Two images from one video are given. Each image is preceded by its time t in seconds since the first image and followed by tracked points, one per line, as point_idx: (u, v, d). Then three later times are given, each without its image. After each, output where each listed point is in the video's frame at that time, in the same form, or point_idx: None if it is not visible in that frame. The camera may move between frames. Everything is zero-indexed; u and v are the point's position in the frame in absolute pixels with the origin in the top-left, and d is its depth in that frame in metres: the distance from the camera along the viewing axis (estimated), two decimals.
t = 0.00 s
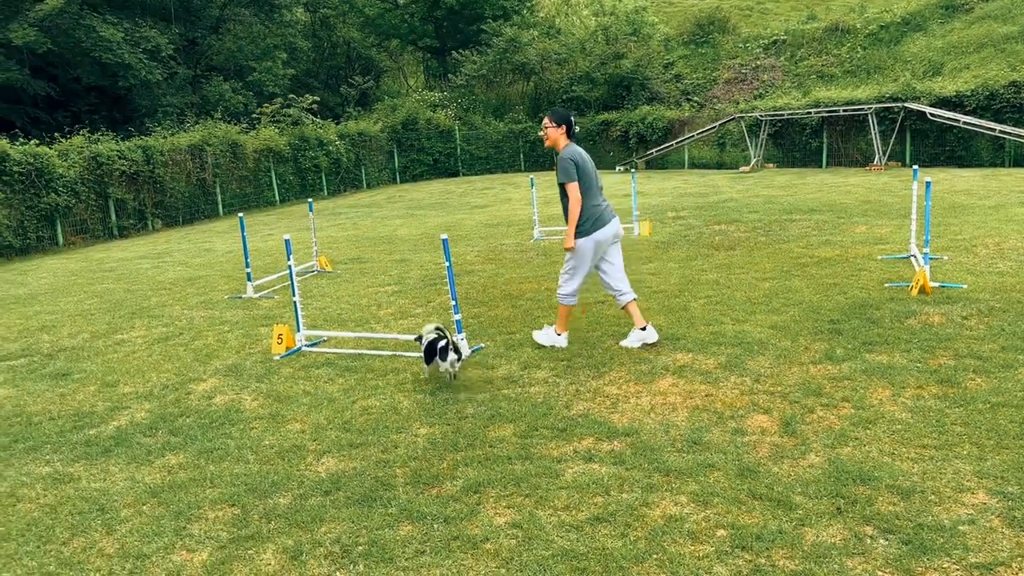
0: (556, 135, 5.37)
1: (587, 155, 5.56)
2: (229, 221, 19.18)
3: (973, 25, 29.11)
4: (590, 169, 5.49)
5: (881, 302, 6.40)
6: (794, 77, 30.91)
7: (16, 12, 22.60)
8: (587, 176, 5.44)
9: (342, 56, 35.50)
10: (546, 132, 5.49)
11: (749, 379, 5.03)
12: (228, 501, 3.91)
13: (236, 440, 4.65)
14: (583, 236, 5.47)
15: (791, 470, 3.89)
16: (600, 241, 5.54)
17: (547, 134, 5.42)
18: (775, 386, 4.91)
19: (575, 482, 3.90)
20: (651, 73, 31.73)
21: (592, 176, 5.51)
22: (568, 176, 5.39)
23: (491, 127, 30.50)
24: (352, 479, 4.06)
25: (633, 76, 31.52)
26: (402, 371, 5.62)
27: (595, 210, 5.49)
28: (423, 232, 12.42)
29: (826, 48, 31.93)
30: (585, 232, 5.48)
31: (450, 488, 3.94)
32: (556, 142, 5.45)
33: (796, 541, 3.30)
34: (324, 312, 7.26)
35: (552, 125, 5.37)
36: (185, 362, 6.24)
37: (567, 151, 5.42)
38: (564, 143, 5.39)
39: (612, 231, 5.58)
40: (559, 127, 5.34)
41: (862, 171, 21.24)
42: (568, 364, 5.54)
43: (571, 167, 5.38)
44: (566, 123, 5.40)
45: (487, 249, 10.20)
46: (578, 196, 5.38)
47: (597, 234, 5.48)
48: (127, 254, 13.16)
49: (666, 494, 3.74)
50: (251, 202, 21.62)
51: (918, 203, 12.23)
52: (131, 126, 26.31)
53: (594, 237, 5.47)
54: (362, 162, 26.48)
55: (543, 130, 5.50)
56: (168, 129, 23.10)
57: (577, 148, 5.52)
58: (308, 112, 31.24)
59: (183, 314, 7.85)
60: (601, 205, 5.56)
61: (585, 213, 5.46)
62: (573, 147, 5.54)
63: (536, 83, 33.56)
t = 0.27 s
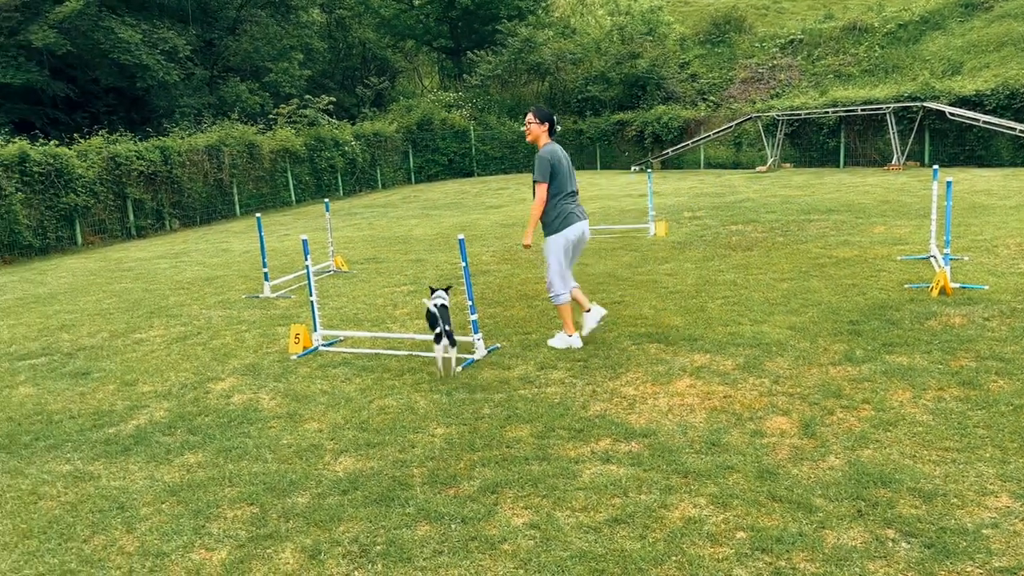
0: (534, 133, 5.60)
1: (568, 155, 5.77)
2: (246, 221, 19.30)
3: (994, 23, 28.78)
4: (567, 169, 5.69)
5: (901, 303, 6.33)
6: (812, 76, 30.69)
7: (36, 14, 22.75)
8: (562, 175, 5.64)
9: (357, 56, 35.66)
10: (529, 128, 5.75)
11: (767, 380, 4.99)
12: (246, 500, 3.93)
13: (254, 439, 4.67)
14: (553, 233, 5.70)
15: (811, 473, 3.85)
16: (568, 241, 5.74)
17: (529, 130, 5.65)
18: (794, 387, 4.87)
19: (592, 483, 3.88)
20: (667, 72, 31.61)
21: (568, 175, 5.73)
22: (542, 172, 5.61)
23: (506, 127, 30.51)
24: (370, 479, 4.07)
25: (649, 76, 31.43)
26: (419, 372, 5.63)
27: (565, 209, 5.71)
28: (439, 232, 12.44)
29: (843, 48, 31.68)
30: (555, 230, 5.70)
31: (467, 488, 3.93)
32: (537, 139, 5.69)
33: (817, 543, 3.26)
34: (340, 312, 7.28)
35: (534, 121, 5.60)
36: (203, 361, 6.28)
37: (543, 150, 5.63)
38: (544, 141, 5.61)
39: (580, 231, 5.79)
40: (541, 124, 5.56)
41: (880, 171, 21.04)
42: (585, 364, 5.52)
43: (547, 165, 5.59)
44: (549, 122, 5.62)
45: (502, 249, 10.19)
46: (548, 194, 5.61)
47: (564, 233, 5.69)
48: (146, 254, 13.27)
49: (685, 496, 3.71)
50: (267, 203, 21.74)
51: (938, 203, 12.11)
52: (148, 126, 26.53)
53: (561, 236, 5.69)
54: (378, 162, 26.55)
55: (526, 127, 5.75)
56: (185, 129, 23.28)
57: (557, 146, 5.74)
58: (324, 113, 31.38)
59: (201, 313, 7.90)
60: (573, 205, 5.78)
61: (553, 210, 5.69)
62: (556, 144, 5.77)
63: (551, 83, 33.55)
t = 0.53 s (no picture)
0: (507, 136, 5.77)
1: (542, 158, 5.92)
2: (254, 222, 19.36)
3: (1005, 22, 28.61)
4: (538, 171, 5.86)
5: (911, 304, 6.30)
6: (821, 77, 30.55)
7: (46, 15, 22.85)
8: (532, 177, 5.81)
9: (365, 58, 35.75)
10: (505, 132, 5.98)
11: (777, 382, 4.97)
12: (255, 501, 3.93)
13: (263, 440, 4.67)
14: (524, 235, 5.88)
15: (821, 475, 3.83)
16: (538, 242, 5.89)
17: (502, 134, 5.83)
18: (804, 389, 4.84)
19: (601, 485, 3.87)
20: (675, 73, 31.55)
21: (541, 178, 5.89)
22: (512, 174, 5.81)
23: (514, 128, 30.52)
24: (378, 480, 4.06)
25: (657, 76, 31.38)
26: (427, 372, 5.63)
27: (536, 211, 5.87)
28: (447, 233, 12.44)
29: (853, 47, 31.55)
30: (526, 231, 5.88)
31: (476, 489, 3.92)
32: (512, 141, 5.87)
33: (827, 546, 3.24)
34: (349, 313, 7.29)
35: (507, 124, 5.79)
36: (212, 362, 6.30)
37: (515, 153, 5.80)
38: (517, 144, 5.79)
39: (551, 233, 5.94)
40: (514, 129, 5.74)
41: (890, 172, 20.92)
42: (593, 366, 5.50)
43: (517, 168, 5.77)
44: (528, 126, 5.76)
45: (511, 250, 10.19)
46: (516, 196, 5.79)
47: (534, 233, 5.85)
48: (155, 255, 13.33)
49: (694, 498, 3.69)
50: (276, 204, 21.81)
51: (949, 204, 12.03)
52: (158, 128, 26.66)
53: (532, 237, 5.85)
54: (386, 163, 26.60)
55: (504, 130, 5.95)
56: (194, 131, 23.38)
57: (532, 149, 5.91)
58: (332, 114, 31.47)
59: (210, 314, 7.92)
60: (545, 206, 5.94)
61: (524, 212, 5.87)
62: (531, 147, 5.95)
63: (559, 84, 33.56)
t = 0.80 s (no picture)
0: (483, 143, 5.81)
1: (517, 164, 5.95)
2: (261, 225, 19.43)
3: (1012, 24, 28.52)
4: (511, 178, 5.89)
5: (918, 307, 6.28)
6: (827, 79, 30.48)
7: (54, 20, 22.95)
8: (505, 183, 5.85)
9: (371, 61, 35.85)
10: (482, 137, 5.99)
11: (784, 385, 4.96)
12: (263, 504, 3.94)
13: (270, 443, 4.69)
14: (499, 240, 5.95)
15: (829, 479, 3.82)
16: (511, 247, 5.96)
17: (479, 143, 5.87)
18: (811, 392, 4.83)
19: (608, 489, 3.87)
20: (681, 75, 31.54)
21: (515, 182, 5.94)
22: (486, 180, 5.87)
23: (520, 130, 30.57)
24: (386, 484, 4.07)
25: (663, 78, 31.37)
26: (434, 376, 5.64)
27: (512, 216, 5.92)
28: (453, 236, 12.46)
29: (859, 49, 31.48)
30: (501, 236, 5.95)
31: (483, 493, 3.93)
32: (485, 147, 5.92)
33: (835, 550, 3.23)
34: (355, 316, 7.31)
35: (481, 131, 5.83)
36: (220, 365, 6.32)
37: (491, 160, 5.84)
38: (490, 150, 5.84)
39: (528, 238, 5.99)
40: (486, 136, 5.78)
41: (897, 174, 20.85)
42: (600, 369, 5.50)
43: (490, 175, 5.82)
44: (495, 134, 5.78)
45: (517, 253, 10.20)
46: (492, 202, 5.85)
47: (509, 238, 5.91)
48: (162, 258, 13.38)
49: (701, 502, 3.69)
50: (283, 207, 21.87)
51: (956, 207, 11.99)
52: (165, 131, 26.76)
53: (505, 242, 5.91)
54: (392, 166, 26.66)
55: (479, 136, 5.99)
56: (202, 134, 23.48)
57: (507, 154, 5.95)
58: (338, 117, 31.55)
59: (217, 317, 7.95)
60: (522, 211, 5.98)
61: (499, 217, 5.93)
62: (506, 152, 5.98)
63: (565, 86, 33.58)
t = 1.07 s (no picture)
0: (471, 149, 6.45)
1: (503, 167, 6.41)
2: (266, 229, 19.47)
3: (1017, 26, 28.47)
4: (490, 181, 6.37)
5: (924, 310, 6.27)
6: (831, 81, 30.46)
7: (60, 25, 23.04)
8: (482, 185, 6.35)
9: (376, 65, 35.97)
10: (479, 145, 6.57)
11: (790, 388, 4.95)
12: (270, 508, 3.95)
13: (277, 447, 4.70)
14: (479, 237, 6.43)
15: (836, 482, 3.82)
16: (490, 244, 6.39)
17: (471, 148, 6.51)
18: (818, 395, 4.82)
19: (614, 492, 3.86)
20: (685, 78, 31.56)
21: (498, 184, 6.41)
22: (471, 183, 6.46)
23: (524, 134, 30.62)
24: (392, 487, 4.08)
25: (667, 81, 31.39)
26: (439, 379, 5.65)
27: (492, 215, 6.39)
28: (457, 240, 12.48)
29: (863, 52, 31.47)
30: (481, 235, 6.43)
31: (490, 496, 3.93)
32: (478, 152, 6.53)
33: (843, 554, 3.23)
34: (361, 320, 7.33)
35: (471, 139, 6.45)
36: (226, 369, 6.33)
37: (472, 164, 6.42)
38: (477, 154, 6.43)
39: (505, 236, 6.40)
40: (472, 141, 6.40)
41: (902, 176, 20.81)
42: (605, 372, 5.51)
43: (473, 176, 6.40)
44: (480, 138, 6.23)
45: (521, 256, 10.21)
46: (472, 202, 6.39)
47: (485, 236, 6.40)
48: (168, 262, 13.42)
49: (708, 506, 3.68)
50: (288, 210, 21.92)
51: (961, 209, 11.98)
52: (170, 135, 26.86)
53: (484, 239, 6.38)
54: (396, 170, 26.71)
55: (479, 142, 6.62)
56: (207, 138, 23.55)
57: (496, 157, 6.47)
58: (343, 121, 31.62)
59: (223, 321, 7.97)
60: (503, 211, 6.42)
61: (482, 216, 6.46)
62: (496, 156, 6.50)
63: (568, 90, 33.63)
